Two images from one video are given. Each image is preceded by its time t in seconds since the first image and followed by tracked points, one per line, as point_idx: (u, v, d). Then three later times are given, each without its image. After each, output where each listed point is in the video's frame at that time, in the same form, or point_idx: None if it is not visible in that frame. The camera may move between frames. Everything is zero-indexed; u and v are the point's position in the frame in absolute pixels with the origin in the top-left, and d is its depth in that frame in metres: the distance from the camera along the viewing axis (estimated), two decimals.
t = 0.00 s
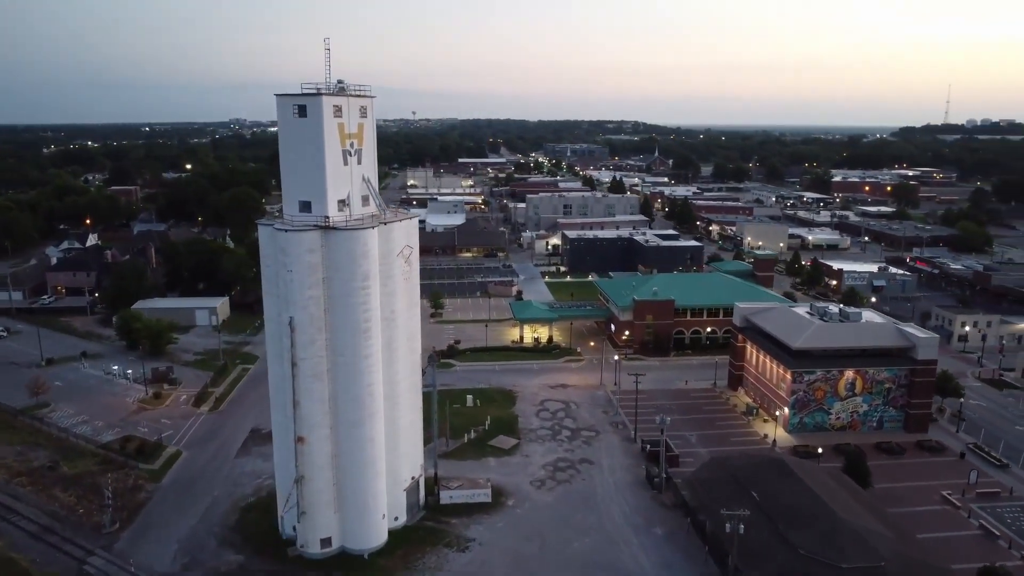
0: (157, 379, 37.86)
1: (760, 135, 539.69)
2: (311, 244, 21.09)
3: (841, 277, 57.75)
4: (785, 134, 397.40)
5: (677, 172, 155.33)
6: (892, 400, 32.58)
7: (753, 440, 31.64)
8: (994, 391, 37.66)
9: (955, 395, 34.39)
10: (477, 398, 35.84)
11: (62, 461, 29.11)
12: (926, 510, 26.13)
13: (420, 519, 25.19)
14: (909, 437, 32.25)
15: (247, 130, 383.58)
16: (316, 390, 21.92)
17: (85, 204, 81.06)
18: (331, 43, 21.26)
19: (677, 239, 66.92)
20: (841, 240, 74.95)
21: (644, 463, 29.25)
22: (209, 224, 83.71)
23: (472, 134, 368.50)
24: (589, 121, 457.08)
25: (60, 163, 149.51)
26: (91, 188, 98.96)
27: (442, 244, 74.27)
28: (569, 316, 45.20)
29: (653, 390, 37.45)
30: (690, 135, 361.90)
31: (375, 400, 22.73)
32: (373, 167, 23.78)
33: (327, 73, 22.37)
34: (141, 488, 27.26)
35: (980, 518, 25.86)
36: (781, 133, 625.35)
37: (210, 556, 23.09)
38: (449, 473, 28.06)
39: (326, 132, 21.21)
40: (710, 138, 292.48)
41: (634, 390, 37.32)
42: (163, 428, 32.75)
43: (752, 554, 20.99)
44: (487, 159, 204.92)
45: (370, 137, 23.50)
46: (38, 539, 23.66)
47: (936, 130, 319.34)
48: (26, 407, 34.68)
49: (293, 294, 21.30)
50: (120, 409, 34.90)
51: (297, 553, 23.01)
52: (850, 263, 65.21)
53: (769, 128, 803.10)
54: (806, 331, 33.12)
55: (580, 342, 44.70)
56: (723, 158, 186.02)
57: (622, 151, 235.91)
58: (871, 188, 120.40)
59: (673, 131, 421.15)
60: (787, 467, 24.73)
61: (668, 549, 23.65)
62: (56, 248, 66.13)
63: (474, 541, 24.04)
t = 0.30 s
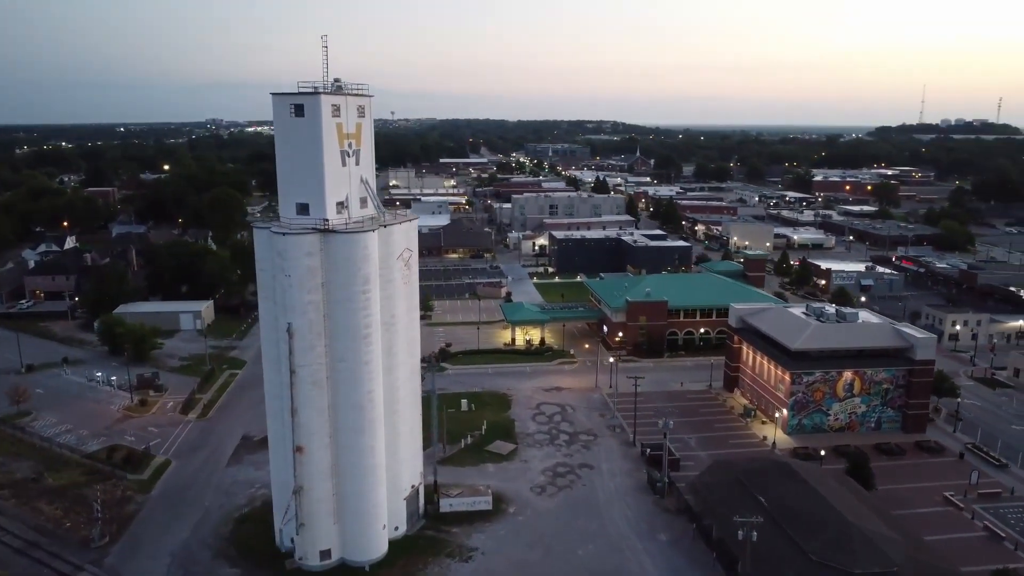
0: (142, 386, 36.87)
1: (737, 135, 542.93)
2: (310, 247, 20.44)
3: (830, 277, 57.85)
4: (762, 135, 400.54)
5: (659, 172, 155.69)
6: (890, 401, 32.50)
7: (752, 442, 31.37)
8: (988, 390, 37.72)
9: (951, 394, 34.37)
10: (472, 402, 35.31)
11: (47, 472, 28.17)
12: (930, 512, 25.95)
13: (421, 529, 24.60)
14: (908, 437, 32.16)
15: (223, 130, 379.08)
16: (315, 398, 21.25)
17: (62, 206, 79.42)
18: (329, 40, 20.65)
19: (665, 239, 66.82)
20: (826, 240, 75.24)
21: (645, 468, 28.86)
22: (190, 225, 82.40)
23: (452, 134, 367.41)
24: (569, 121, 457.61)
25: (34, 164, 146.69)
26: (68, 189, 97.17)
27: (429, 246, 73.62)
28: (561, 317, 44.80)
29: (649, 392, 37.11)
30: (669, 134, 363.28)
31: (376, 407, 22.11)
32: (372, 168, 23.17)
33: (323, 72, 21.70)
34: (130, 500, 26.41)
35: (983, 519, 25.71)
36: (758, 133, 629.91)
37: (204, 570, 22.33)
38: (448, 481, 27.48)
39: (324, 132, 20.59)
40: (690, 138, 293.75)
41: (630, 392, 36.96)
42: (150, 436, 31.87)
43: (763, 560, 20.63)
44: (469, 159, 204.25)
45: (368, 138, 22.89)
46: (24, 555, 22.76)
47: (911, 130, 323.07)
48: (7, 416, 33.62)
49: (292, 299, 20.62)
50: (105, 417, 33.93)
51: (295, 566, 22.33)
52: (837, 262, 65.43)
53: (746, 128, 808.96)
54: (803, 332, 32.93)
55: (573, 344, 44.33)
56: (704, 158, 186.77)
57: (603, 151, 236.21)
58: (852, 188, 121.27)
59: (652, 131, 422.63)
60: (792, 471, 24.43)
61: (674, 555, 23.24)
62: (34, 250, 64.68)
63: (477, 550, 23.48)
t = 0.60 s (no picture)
0: (127, 393, 35.89)
1: (715, 135, 546.57)
2: (310, 251, 19.78)
3: (819, 277, 57.99)
4: (740, 134, 403.13)
5: (641, 172, 155.96)
6: (888, 401, 32.42)
7: (752, 445, 31.09)
8: (981, 389, 37.82)
9: (947, 394, 34.38)
10: (466, 406, 34.78)
11: (31, 484, 27.24)
12: (934, 514, 25.80)
13: (422, 539, 24.03)
14: (906, 438, 32.08)
15: (200, 130, 375.15)
16: (314, 406, 20.60)
17: (38, 208, 77.68)
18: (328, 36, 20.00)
19: (653, 239, 66.69)
20: (812, 239, 75.57)
21: (645, 473, 28.46)
22: (170, 227, 81.03)
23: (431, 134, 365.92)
24: (549, 121, 457.79)
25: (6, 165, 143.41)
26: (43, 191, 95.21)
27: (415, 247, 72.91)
28: (553, 319, 44.36)
29: (645, 394, 36.75)
30: (648, 134, 364.66)
31: (376, 415, 21.51)
32: (370, 169, 22.57)
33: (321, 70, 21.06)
34: (119, 512, 25.59)
35: (987, 520, 25.58)
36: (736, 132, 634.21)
37: None
38: (448, 488, 26.94)
39: (323, 132, 19.97)
40: (668, 139, 294.71)
41: (625, 395, 36.59)
42: (137, 445, 30.99)
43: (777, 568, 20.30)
44: (450, 160, 203.38)
45: (366, 138, 22.29)
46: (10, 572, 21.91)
47: (887, 130, 326.66)
48: None
49: (291, 305, 19.93)
50: (89, 426, 32.96)
51: None
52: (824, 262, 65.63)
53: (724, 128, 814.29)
54: (801, 333, 32.70)
55: (565, 346, 43.92)
56: (685, 158, 187.41)
57: (584, 151, 236.37)
58: (833, 187, 122.18)
59: (631, 130, 423.94)
60: (799, 475, 24.17)
61: (682, 562, 22.85)
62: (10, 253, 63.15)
63: (481, 560, 22.94)
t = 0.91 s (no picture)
0: (112, 401, 34.85)
1: (693, 135, 549.35)
2: (311, 256, 19.18)
3: (807, 276, 58.06)
4: (718, 134, 405.48)
5: (623, 172, 156.09)
6: (885, 402, 32.33)
7: (752, 447, 30.85)
8: (974, 388, 37.90)
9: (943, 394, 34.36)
10: (462, 411, 34.25)
11: (15, 496, 26.33)
12: (938, 516, 25.68)
13: (423, 548, 23.48)
14: (904, 438, 32.00)
15: (177, 130, 370.91)
16: (315, 415, 19.99)
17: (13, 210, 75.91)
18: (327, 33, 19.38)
19: (641, 240, 66.51)
20: (797, 238, 75.81)
21: (647, 478, 28.08)
22: (150, 230, 79.57)
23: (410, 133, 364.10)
24: (528, 121, 457.63)
25: None
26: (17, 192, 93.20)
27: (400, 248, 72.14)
28: (545, 321, 43.90)
29: (642, 396, 36.40)
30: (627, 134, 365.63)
31: (378, 423, 20.94)
32: (369, 170, 21.98)
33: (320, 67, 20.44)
34: (108, 525, 24.77)
35: (991, 521, 25.46)
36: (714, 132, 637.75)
37: None
38: (447, 496, 26.39)
39: (323, 132, 19.36)
40: (648, 139, 295.43)
41: (621, 398, 36.23)
42: (125, 455, 30.13)
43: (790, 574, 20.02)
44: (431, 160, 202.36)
45: (365, 138, 21.72)
46: None
47: (864, 129, 330.01)
48: None
49: (291, 311, 19.31)
50: (74, 435, 31.97)
51: None
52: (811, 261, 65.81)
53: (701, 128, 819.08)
54: (800, 334, 32.46)
55: (558, 348, 43.50)
56: (666, 158, 187.90)
57: (564, 151, 236.32)
58: (814, 186, 122.92)
59: (610, 130, 424.86)
60: (806, 479, 23.94)
61: (689, 568, 22.49)
62: None
63: (484, 569, 22.43)
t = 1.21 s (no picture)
0: (98, 408, 34.09)
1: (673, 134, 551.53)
2: (312, 260, 18.59)
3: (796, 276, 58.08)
4: (698, 135, 407.34)
5: (606, 171, 156.15)
6: (884, 402, 32.22)
7: (752, 450, 30.62)
8: (968, 387, 37.94)
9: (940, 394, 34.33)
10: (457, 415, 33.73)
11: None
12: (943, 517, 25.54)
13: (425, 558, 22.93)
14: (902, 439, 31.92)
15: (153, 131, 365.85)
16: (316, 424, 19.39)
17: None
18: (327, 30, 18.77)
19: (629, 240, 66.31)
20: (783, 238, 76.01)
21: (648, 482, 27.73)
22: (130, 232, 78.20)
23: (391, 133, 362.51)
24: (509, 121, 457.26)
25: None
26: None
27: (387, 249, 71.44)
28: (538, 323, 43.46)
29: (638, 398, 36.07)
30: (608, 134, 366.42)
31: (380, 431, 20.38)
32: (369, 171, 21.42)
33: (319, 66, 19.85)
34: (98, 538, 23.98)
35: (995, 522, 25.33)
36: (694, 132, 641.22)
37: None
38: (447, 504, 25.88)
39: (323, 131, 18.75)
40: (629, 139, 296.30)
41: (618, 400, 35.88)
42: (113, 464, 29.28)
43: None
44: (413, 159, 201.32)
45: (365, 138, 21.16)
46: None
47: (842, 129, 333.02)
48: None
49: (291, 316, 18.71)
50: (58, 444, 31.06)
51: None
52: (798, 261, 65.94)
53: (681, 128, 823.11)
54: (799, 334, 32.18)
55: (551, 350, 43.09)
56: (648, 158, 188.30)
57: (546, 151, 236.15)
58: (797, 186, 123.54)
59: (590, 130, 425.54)
60: (812, 483, 23.67)
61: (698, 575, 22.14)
62: None
63: None
